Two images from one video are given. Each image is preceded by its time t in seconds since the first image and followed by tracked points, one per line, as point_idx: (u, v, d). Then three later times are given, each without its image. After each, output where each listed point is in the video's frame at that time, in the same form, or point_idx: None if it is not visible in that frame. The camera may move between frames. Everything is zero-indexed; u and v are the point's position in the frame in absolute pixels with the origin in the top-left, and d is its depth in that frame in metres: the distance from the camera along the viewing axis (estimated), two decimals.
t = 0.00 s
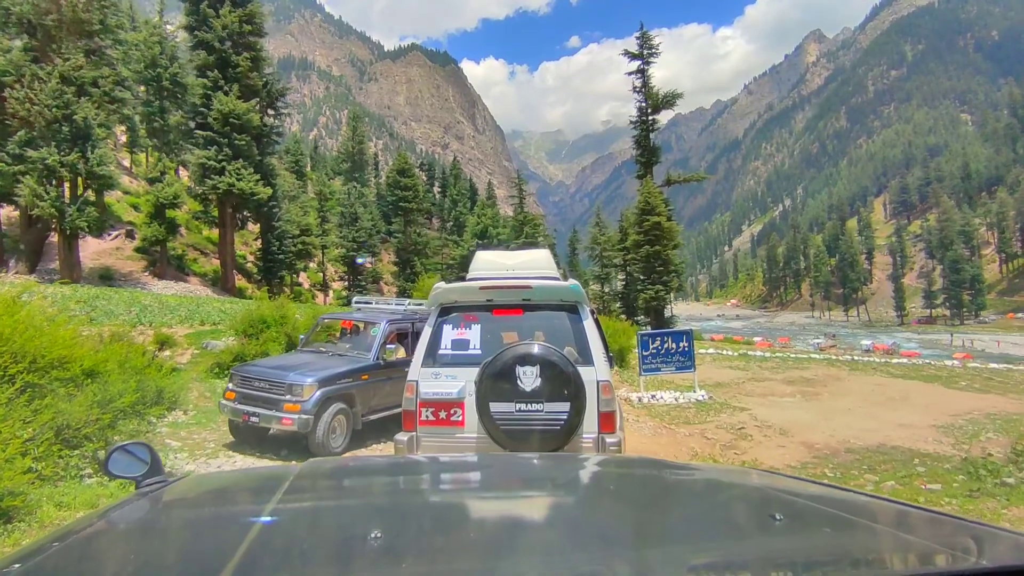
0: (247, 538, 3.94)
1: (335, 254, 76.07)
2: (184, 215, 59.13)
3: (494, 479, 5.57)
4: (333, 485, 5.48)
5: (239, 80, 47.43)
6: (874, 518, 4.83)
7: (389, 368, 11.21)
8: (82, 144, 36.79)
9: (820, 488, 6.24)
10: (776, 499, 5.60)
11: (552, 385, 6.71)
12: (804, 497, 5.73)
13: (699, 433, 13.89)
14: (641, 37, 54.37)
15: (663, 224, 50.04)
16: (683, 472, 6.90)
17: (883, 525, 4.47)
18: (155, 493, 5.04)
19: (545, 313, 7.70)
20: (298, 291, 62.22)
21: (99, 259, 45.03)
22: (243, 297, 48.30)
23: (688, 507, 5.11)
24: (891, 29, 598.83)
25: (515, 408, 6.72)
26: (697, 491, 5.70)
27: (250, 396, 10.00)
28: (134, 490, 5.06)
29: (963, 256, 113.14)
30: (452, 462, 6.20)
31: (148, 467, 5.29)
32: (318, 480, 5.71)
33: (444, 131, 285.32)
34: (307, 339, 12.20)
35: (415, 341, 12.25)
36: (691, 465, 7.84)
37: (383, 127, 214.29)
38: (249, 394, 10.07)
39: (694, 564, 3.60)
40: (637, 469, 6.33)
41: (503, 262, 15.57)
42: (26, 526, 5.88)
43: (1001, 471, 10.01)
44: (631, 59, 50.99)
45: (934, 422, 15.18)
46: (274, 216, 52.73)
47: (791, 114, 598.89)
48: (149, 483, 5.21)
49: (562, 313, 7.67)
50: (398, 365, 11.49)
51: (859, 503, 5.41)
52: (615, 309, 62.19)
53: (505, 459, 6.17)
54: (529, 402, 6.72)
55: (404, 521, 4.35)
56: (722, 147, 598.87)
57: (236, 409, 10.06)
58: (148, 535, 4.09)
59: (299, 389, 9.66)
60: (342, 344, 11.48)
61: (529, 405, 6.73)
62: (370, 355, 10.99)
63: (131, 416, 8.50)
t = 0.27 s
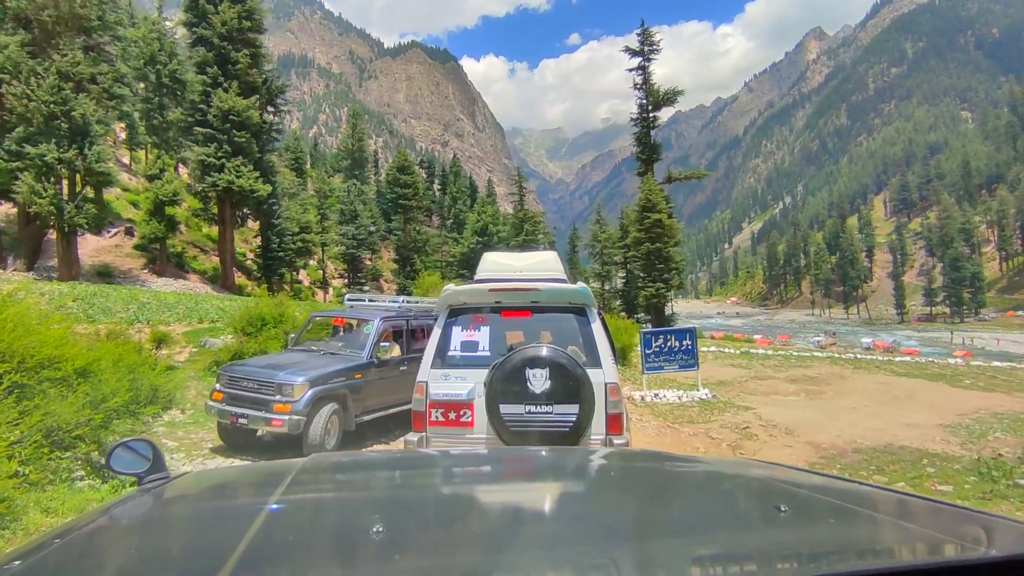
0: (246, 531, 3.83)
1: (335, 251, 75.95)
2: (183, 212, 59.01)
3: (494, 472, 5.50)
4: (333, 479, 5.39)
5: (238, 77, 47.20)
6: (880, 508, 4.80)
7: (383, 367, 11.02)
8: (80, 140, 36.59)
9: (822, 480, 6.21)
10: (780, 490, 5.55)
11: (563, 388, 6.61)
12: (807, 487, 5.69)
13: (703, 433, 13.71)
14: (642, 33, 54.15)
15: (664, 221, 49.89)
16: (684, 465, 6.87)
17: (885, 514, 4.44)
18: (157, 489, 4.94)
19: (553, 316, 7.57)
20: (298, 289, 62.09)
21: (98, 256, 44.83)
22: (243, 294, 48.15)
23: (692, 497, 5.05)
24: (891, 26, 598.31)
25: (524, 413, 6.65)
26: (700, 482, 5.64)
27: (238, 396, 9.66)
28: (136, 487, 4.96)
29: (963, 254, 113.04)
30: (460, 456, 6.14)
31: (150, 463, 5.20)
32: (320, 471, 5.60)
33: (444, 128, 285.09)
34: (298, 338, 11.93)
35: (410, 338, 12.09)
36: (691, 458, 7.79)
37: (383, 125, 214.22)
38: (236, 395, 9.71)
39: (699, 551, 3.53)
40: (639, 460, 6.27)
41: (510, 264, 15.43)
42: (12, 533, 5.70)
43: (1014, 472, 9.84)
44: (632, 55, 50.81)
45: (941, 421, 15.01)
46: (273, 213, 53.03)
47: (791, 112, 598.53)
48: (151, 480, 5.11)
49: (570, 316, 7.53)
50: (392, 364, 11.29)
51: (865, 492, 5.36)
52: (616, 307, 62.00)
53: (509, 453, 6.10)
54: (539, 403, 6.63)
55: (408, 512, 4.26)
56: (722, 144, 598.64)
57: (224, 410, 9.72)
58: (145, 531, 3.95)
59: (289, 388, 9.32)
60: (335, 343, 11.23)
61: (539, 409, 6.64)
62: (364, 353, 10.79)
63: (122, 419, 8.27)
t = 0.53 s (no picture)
0: (254, 536, 3.77)
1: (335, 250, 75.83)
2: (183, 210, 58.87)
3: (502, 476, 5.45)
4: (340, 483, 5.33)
5: (239, 75, 46.97)
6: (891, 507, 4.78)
7: (378, 366, 10.80)
8: (80, 138, 36.31)
9: (828, 480, 6.20)
10: (787, 491, 5.54)
11: (575, 391, 6.73)
12: (813, 488, 5.69)
13: (708, 433, 13.52)
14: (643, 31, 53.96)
15: (665, 219, 49.77)
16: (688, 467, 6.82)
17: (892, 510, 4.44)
18: (162, 495, 4.84)
19: (564, 318, 7.71)
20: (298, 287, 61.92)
21: (98, 254, 44.62)
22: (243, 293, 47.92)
23: (701, 498, 5.01)
24: (892, 25, 597.75)
25: (537, 416, 6.77)
26: (707, 484, 5.62)
27: (227, 397, 9.35)
28: (139, 493, 4.86)
29: (964, 252, 112.84)
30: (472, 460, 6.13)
31: (154, 471, 5.11)
32: (324, 478, 5.47)
33: (444, 126, 284.86)
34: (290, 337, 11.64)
35: (405, 337, 11.91)
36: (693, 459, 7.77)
37: (384, 123, 214.33)
38: (225, 396, 9.41)
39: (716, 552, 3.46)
40: (646, 463, 6.25)
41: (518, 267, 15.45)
42: None
43: None
44: (633, 53, 50.64)
45: (949, 421, 14.83)
46: (274, 211, 52.97)
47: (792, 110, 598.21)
48: (156, 486, 5.03)
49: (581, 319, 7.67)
50: (386, 363, 11.07)
51: (871, 493, 5.37)
52: (616, 305, 61.84)
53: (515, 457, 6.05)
54: (550, 406, 6.75)
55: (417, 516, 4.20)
56: (723, 143, 598.27)
57: (211, 413, 9.38)
58: (149, 537, 3.83)
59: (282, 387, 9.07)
60: (327, 342, 10.99)
61: (552, 410, 6.74)
62: (358, 352, 10.59)
63: (115, 419, 8.08)
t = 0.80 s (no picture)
0: (259, 527, 4.09)
1: (334, 247, 75.71)
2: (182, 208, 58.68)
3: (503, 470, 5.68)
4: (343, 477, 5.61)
5: (238, 72, 46.80)
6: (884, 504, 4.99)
7: (372, 364, 10.55)
8: (78, 135, 36.10)
9: (828, 475, 6.37)
10: (787, 486, 5.74)
11: (582, 392, 6.93)
12: (811, 483, 5.89)
13: (710, 431, 13.41)
14: (643, 28, 53.78)
15: (665, 217, 49.67)
16: (688, 459, 6.97)
17: (892, 507, 4.61)
18: (164, 485, 5.22)
19: (571, 318, 7.85)
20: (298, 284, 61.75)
21: (96, 252, 44.42)
22: (242, 290, 47.75)
23: (699, 493, 5.23)
24: (892, 23, 597.55)
25: (545, 415, 6.96)
26: (706, 479, 5.83)
27: (215, 398, 9.03)
28: (142, 482, 5.24)
29: (964, 251, 112.78)
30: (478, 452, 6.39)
31: (156, 460, 5.51)
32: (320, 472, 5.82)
33: (444, 123, 284.46)
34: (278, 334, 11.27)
35: (399, 334, 11.67)
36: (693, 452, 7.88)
37: (383, 121, 214.20)
38: (213, 396, 9.11)
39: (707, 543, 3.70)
40: (648, 459, 6.44)
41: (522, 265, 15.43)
42: None
43: None
44: (633, 50, 50.47)
45: (952, 419, 14.75)
46: (273, 209, 52.80)
47: (791, 109, 598.20)
48: (158, 476, 5.43)
49: (588, 320, 7.79)
50: (380, 361, 10.83)
51: (869, 489, 5.55)
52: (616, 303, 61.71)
53: (516, 453, 6.22)
54: (558, 405, 6.95)
55: (418, 509, 4.52)
56: (722, 141, 598.13)
57: (197, 415, 9.07)
58: (149, 526, 4.18)
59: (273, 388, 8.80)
60: (318, 339, 10.68)
61: (557, 410, 6.96)
62: (351, 350, 10.33)
63: (112, 414, 8.01)
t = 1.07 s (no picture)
0: (257, 517, 4.27)
1: (333, 246, 75.59)
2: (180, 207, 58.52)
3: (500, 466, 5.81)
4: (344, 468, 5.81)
5: (235, 70, 46.63)
6: (875, 502, 5.06)
7: (363, 368, 10.41)
8: (75, 134, 35.92)
9: (823, 474, 6.42)
10: (780, 485, 5.82)
11: (583, 398, 7.10)
12: (804, 482, 5.96)
13: (709, 433, 13.34)
14: (642, 28, 53.66)
15: (664, 217, 49.60)
16: (684, 455, 7.03)
17: (881, 507, 4.68)
18: (170, 476, 5.52)
19: (572, 325, 8.03)
20: (296, 284, 61.50)
21: (93, 250, 44.15)
22: (240, 289, 47.53)
23: (692, 490, 5.34)
24: (891, 23, 597.35)
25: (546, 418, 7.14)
26: (701, 476, 5.93)
27: (199, 404, 8.77)
28: (151, 473, 5.60)
29: (962, 251, 112.80)
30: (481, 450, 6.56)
31: (165, 451, 5.85)
32: (324, 463, 6.00)
33: (442, 122, 284.27)
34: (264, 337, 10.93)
35: (390, 337, 11.51)
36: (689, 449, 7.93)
37: (382, 120, 214.01)
38: (199, 401, 8.82)
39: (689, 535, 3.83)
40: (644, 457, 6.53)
41: (522, 272, 15.51)
42: None
43: None
44: (631, 50, 50.47)
45: (952, 421, 14.71)
46: (270, 208, 52.48)
47: (790, 108, 598.36)
48: (166, 466, 5.78)
49: (590, 326, 7.99)
50: (372, 364, 10.66)
51: (860, 488, 5.62)
52: (615, 303, 61.59)
53: (514, 452, 6.28)
54: (559, 410, 7.14)
55: (416, 502, 4.66)
56: (721, 141, 598.03)
57: (181, 422, 8.79)
58: (151, 515, 4.43)
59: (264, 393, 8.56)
60: (308, 342, 10.43)
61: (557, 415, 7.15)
62: (342, 353, 10.14)
63: (105, 418, 7.93)
